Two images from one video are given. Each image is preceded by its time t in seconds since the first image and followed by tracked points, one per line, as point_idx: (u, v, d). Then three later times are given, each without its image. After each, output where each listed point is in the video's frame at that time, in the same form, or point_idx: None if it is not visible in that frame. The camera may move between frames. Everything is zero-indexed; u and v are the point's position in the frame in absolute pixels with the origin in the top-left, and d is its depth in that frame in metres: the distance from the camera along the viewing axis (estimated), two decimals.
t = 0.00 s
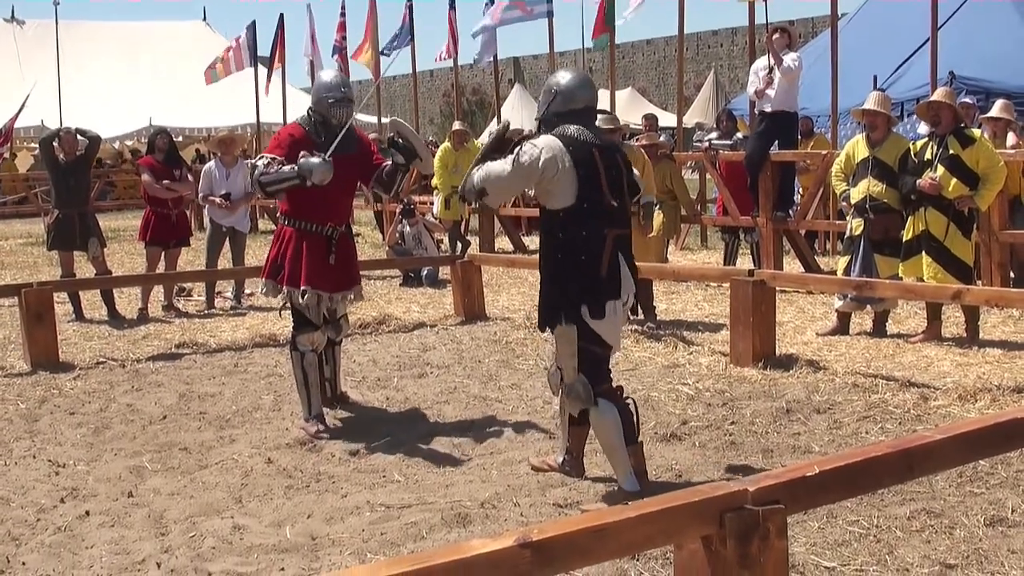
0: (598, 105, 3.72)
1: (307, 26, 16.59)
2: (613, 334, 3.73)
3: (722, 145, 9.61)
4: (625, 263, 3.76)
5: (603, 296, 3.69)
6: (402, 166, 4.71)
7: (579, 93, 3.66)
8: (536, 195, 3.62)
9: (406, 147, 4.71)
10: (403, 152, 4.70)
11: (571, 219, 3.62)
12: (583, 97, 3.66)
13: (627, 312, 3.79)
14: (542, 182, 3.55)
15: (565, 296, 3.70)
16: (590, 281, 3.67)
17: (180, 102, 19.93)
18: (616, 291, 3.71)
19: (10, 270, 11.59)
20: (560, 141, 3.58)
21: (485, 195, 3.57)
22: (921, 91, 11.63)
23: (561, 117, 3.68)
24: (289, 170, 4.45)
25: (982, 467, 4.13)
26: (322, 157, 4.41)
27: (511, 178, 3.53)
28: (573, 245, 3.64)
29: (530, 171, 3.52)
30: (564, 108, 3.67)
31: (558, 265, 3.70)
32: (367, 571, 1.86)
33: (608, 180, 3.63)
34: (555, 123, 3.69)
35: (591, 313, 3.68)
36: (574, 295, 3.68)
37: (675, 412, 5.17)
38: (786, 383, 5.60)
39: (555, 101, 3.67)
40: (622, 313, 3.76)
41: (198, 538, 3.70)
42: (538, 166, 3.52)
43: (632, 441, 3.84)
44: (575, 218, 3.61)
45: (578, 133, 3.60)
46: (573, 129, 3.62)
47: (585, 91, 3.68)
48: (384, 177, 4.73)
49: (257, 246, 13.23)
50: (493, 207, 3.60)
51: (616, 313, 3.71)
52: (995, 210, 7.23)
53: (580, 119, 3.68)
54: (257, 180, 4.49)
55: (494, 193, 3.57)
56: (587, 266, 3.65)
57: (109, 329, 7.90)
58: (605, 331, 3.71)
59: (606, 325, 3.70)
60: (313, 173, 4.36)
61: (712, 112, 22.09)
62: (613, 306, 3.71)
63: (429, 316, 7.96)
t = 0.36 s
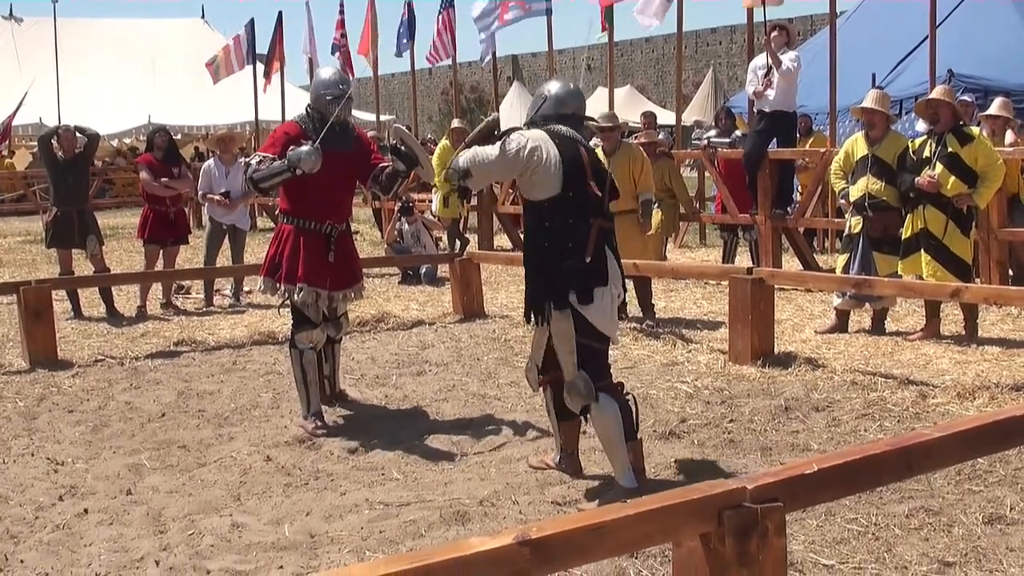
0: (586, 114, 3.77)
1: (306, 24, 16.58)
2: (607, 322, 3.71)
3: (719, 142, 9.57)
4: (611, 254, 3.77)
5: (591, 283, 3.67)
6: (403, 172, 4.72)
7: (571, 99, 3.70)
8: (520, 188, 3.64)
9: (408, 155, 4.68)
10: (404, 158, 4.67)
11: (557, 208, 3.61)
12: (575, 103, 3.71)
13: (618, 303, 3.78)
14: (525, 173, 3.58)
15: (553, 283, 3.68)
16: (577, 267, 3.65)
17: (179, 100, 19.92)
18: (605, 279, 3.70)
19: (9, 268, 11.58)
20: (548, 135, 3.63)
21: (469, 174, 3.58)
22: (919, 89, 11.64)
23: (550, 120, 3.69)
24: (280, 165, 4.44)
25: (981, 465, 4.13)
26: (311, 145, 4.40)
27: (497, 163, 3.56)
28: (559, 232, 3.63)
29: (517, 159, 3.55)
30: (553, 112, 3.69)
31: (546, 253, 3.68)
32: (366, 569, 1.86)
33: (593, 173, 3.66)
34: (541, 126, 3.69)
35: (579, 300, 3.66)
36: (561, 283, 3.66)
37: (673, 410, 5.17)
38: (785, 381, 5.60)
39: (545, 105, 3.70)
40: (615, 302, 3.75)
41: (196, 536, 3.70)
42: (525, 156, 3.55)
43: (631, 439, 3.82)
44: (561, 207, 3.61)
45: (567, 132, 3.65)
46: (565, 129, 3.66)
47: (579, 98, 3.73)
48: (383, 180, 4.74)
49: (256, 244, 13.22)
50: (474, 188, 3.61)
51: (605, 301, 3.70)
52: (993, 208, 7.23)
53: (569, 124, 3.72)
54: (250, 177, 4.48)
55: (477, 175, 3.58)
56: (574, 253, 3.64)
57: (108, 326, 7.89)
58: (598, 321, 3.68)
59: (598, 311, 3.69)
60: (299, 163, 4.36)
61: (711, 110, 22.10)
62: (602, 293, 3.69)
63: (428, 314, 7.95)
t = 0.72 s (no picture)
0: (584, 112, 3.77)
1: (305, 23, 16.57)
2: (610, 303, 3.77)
3: (718, 141, 9.56)
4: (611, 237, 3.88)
5: (608, 261, 3.73)
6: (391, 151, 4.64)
7: (569, 97, 3.71)
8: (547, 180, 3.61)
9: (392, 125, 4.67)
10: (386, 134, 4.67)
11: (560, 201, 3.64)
12: (572, 101, 3.71)
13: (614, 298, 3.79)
14: (559, 160, 3.57)
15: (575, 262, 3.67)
16: (598, 245, 3.69)
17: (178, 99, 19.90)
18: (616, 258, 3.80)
19: (7, 267, 11.57)
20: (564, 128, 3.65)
21: (524, 176, 3.48)
22: (917, 88, 11.65)
23: (551, 117, 3.68)
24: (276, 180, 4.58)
25: (980, 465, 4.13)
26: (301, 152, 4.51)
27: (543, 156, 3.51)
28: (582, 210, 3.66)
29: (557, 148, 3.54)
30: (554, 108, 3.68)
31: (567, 233, 3.67)
32: (365, 567, 1.86)
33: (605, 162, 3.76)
34: (541, 122, 3.68)
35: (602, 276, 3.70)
36: (585, 260, 3.67)
37: (672, 409, 5.17)
38: (784, 380, 5.60)
39: (545, 102, 3.69)
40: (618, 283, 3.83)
41: (195, 535, 3.70)
42: (561, 143, 3.56)
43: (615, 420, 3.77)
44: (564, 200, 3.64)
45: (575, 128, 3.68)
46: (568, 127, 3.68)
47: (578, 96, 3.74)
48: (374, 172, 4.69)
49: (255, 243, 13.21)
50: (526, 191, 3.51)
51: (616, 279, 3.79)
52: (991, 208, 7.22)
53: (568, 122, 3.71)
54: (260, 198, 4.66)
55: (530, 176, 3.50)
56: (593, 231, 3.69)
57: (107, 325, 7.89)
58: (598, 301, 3.72)
59: (603, 292, 3.73)
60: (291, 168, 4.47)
61: (710, 109, 22.09)
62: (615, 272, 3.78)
63: (427, 313, 7.95)
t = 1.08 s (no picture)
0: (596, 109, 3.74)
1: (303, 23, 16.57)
2: (610, 330, 3.75)
3: (718, 142, 9.57)
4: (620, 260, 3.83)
5: (609, 290, 3.71)
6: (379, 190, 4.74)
7: (578, 95, 3.69)
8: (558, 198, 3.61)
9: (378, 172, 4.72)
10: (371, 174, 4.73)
11: (578, 212, 3.62)
12: (581, 100, 3.69)
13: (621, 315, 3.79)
14: (566, 175, 3.56)
15: (572, 291, 3.68)
16: (597, 275, 3.67)
17: (177, 99, 19.90)
18: (620, 286, 3.75)
19: (6, 267, 11.56)
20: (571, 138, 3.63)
21: (535, 205, 3.49)
22: (916, 89, 11.65)
23: (560, 120, 3.69)
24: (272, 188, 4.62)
25: (978, 465, 4.13)
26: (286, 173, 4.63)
27: (550, 179, 3.50)
28: (582, 238, 3.65)
29: (561, 166, 3.53)
30: (562, 109, 3.68)
31: (566, 260, 3.68)
32: (363, 568, 1.85)
33: (612, 180, 3.70)
34: (551, 125, 3.69)
35: (598, 307, 3.68)
36: (580, 291, 3.66)
37: (671, 409, 5.17)
38: (783, 380, 5.60)
39: (553, 102, 3.69)
40: (621, 312, 3.78)
41: (194, 535, 3.70)
42: (565, 159, 3.54)
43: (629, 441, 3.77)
44: (583, 212, 3.63)
45: (584, 134, 3.65)
46: (578, 131, 3.66)
47: (585, 93, 3.71)
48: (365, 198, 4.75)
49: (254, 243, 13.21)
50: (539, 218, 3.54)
51: (618, 309, 3.75)
52: (991, 208, 7.23)
53: (577, 122, 3.70)
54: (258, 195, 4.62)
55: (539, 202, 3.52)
56: (593, 260, 3.67)
57: (105, 325, 7.88)
58: (599, 330, 3.71)
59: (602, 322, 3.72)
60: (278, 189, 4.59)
61: (709, 109, 22.08)
62: (617, 301, 3.74)
63: (426, 314, 7.95)
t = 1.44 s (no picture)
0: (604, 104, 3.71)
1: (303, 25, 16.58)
2: (610, 337, 3.72)
3: (718, 144, 9.59)
4: (625, 263, 3.76)
5: (603, 299, 3.68)
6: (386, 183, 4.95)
7: (586, 91, 3.66)
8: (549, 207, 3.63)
9: (391, 164, 4.98)
10: (386, 169, 4.96)
11: (573, 219, 3.61)
12: (588, 95, 3.66)
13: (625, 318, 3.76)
14: (557, 183, 3.56)
15: (565, 299, 3.69)
16: (589, 283, 3.66)
17: (177, 101, 19.91)
18: (617, 293, 3.70)
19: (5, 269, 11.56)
20: (564, 140, 3.60)
21: (520, 216, 3.53)
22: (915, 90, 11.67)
23: (567, 116, 3.67)
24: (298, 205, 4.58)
25: (978, 467, 4.13)
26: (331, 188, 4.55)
27: (536, 189, 3.52)
28: (574, 246, 3.64)
29: (548, 176, 3.54)
30: (570, 105, 3.66)
31: (561, 267, 3.69)
32: (363, 569, 1.85)
33: (612, 184, 3.62)
34: (558, 122, 3.68)
35: (591, 316, 3.67)
36: (575, 299, 3.67)
37: (671, 411, 5.17)
38: (782, 382, 5.60)
39: (561, 98, 3.68)
40: (620, 320, 3.73)
41: (193, 537, 3.69)
42: (553, 169, 3.54)
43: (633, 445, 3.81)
44: (577, 219, 3.61)
45: (584, 133, 3.60)
46: (581, 128, 3.62)
47: (593, 89, 3.69)
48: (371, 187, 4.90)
49: (253, 245, 13.21)
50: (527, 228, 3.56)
51: (616, 316, 3.70)
52: (990, 210, 7.24)
53: (585, 118, 3.68)
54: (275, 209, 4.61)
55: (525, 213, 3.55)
56: (586, 267, 3.65)
57: (105, 327, 7.88)
58: (598, 335, 3.69)
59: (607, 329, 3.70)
60: (319, 204, 4.52)
61: (709, 111, 22.08)
62: (614, 308, 3.70)
63: (426, 316, 7.95)
